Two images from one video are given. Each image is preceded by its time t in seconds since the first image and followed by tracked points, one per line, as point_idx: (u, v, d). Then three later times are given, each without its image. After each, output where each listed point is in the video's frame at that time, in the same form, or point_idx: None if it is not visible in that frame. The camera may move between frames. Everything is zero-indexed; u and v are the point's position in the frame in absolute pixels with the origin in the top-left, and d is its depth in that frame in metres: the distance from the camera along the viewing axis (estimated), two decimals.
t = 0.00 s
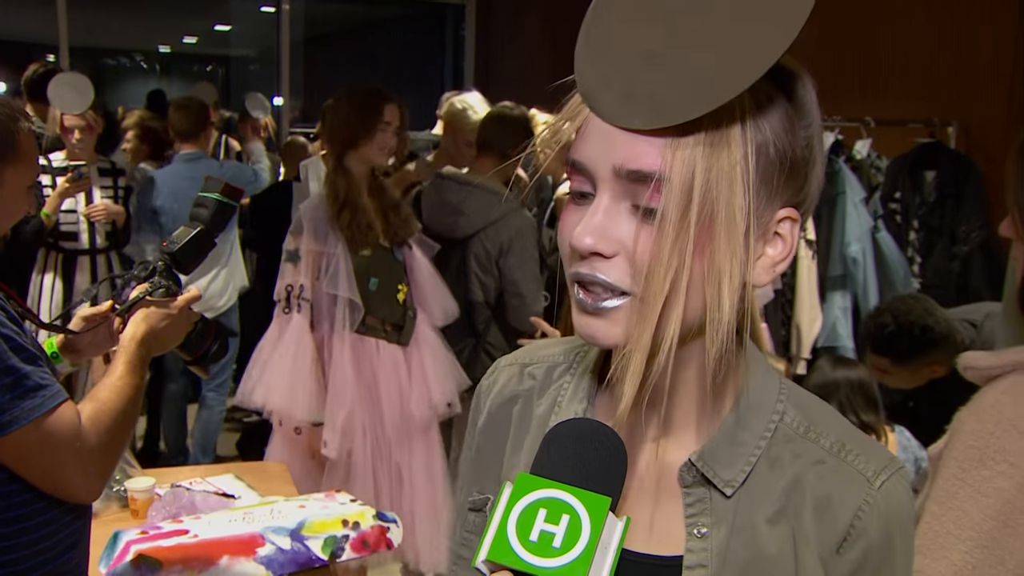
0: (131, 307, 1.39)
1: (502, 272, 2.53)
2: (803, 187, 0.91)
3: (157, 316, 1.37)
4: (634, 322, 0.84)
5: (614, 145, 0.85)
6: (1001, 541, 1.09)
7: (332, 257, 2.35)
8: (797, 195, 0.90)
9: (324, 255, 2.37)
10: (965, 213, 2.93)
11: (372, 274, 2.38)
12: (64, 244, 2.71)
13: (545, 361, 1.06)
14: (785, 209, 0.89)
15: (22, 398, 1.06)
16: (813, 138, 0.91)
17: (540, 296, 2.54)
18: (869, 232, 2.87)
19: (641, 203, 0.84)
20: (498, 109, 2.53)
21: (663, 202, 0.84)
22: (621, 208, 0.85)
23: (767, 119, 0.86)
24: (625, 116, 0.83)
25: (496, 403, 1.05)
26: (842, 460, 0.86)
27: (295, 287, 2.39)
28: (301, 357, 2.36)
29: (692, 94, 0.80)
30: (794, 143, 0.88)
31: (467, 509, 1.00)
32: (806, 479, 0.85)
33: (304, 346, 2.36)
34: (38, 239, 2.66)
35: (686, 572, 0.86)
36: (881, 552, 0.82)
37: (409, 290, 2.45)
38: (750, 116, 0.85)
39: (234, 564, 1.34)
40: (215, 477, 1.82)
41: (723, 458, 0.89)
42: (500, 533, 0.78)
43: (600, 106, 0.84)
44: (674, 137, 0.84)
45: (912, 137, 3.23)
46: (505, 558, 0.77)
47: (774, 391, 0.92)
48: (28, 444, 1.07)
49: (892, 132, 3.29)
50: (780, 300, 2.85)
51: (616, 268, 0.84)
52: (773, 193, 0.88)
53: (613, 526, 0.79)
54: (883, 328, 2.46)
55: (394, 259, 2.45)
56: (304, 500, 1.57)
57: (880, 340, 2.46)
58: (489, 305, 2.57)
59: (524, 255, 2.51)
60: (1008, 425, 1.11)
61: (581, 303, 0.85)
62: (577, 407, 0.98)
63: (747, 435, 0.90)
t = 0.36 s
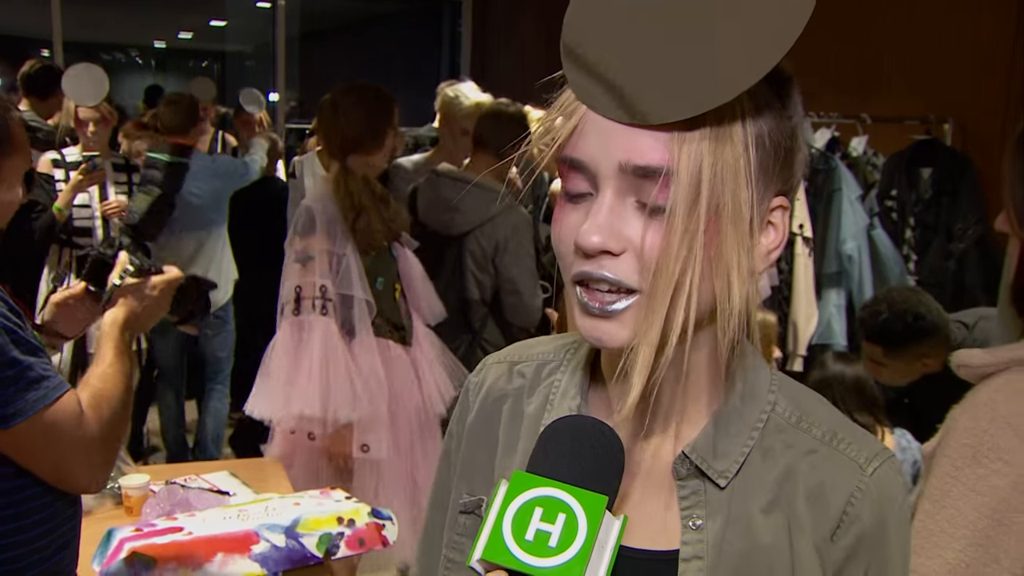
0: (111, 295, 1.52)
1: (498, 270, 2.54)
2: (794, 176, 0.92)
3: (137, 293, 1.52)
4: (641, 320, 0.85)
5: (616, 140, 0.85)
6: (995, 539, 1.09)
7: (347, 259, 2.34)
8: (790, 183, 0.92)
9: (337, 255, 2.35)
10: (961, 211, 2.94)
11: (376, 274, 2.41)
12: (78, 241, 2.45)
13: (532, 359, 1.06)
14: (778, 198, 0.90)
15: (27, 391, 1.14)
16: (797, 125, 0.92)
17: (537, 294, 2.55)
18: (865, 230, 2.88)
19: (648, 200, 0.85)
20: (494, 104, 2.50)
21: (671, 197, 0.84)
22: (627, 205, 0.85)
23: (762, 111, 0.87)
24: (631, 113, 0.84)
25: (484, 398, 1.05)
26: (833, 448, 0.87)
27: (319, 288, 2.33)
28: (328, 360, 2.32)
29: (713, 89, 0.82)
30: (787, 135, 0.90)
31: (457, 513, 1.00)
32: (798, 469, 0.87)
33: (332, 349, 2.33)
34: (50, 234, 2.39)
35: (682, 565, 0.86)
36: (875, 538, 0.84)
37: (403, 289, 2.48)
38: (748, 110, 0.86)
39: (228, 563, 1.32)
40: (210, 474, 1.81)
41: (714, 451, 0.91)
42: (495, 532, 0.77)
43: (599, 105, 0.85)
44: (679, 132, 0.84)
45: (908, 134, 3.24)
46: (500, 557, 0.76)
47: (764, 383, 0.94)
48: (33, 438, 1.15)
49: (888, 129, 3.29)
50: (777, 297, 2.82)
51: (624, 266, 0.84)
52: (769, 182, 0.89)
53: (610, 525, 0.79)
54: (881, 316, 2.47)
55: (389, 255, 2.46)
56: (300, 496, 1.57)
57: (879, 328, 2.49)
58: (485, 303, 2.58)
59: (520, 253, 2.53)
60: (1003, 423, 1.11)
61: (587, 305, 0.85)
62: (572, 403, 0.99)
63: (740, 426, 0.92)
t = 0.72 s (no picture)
0: (82, 257, 1.40)
1: (499, 267, 2.48)
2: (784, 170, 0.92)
3: (103, 252, 1.41)
4: (642, 324, 0.85)
5: (614, 143, 0.85)
6: (1019, 547, 1.05)
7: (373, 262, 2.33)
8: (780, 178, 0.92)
9: (365, 261, 2.34)
10: (961, 209, 2.95)
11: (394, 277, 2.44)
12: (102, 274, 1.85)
13: (528, 357, 1.06)
14: (769, 191, 0.90)
15: (39, 373, 1.15)
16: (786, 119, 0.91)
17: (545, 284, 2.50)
18: (865, 228, 2.88)
19: (649, 201, 0.85)
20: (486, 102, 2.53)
21: (674, 199, 0.84)
22: (626, 208, 0.85)
23: (756, 110, 0.87)
24: (631, 120, 0.84)
25: (484, 397, 1.05)
26: (837, 433, 0.88)
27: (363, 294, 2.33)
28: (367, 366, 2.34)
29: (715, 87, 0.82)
30: (778, 132, 0.90)
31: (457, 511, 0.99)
32: (803, 456, 0.88)
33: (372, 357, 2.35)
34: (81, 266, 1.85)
35: (688, 559, 0.86)
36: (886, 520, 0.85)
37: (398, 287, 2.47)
38: (746, 114, 0.87)
39: (228, 561, 1.31)
40: (210, 472, 1.81)
41: (717, 443, 0.90)
42: (492, 532, 0.77)
43: (595, 111, 0.85)
44: (678, 135, 0.84)
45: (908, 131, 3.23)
46: (498, 557, 0.76)
47: (762, 372, 0.95)
48: (52, 426, 1.17)
49: (887, 129, 3.28)
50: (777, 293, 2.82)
51: (625, 271, 0.84)
52: (761, 174, 0.89)
53: (608, 526, 0.79)
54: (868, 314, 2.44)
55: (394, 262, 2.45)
56: (301, 495, 1.57)
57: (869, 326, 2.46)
58: (485, 300, 2.51)
59: (521, 250, 2.46)
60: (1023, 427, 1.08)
61: (587, 310, 0.85)
62: (562, 402, 0.99)
63: (740, 417, 0.92)
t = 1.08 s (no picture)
0: (55, 230, 1.25)
1: (501, 268, 2.49)
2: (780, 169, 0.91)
3: (78, 223, 1.27)
4: (633, 316, 0.83)
5: (607, 136, 0.84)
6: (1020, 547, 1.05)
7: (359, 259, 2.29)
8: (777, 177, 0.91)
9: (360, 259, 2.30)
10: (965, 209, 2.95)
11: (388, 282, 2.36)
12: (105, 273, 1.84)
13: (535, 355, 1.06)
14: (766, 189, 0.89)
15: (46, 353, 1.04)
16: (782, 118, 0.90)
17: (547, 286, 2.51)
18: (868, 228, 2.88)
19: (640, 195, 0.83)
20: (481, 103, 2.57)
21: (664, 192, 0.83)
22: (617, 201, 0.84)
23: (751, 103, 0.86)
24: (620, 113, 0.83)
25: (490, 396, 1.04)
26: (843, 417, 0.86)
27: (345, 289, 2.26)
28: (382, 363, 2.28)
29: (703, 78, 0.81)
30: (777, 128, 0.89)
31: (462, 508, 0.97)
32: (810, 441, 0.85)
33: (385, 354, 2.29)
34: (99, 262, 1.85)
35: (694, 548, 0.84)
36: (894, 506, 0.82)
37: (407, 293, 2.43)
38: (737, 105, 0.85)
39: (233, 561, 1.31)
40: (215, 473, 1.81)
41: (721, 432, 0.89)
42: (496, 531, 0.77)
43: (589, 106, 0.84)
44: (667, 128, 0.83)
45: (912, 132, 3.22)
46: (502, 556, 0.76)
47: (766, 359, 0.93)
48: (73, 414, 1.06)
49: (888, 127, 3.27)
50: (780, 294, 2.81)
51: (618, 264, 0.83)
52: (757, 172, 0.87)
53: (612, 524, 0.78)
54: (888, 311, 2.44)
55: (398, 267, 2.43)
56: (306, 496, 1.57)
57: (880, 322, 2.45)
58: (488, 300, 2.51)
59: (523, 250, 2.47)
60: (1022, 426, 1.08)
61: (579, 299, 0.83)
62: (568, 398, 0.98)
63: (743, 406, 0.90)
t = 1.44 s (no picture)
0: (40, 233, 1.21)
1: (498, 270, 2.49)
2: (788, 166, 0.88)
3: (64, 224, 1.25)
4: (649, 316, 0.80)
5: (624, 136, 0.81)
6: (1007, 540, 1.05)
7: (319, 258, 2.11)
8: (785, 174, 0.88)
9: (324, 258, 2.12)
10: (967, 212, 2.94)
11: (365, 284, 2.12)
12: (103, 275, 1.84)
13: (542, 346, 1.05)
14: (775, 189, 0.86)
15: (47, 364, 1.03)
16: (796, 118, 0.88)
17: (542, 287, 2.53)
18: (869, 229, 2.88)
19: (658, 197, 0.81)
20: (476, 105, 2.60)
21: (683, 193, 0.81)
22: (634, 201, 0.81)
23: (766, 100, 0.83)
24: (639, 112, 0.80)
25: (497, 388, 1.03)
26: (847, 406, 0.83)
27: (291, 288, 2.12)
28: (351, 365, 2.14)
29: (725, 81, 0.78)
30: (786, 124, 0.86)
31: (468, 497, 0.98)
32: (814, 429, 0.82)
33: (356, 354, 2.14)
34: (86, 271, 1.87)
35: (698, 542, 0.82)
36: (901, 496, 0.78)
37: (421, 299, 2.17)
38: (754, 110, 0.82)
39: (236, 564, 1.31)
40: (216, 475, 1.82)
41: (724, 423, 0.86)
42: (501, 531, 0.78)
43: (605, 103, 0.81)
44: (688, 130, 0.80)
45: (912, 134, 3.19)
46: (507, 556, 0.77)
47: (770, 350, 0.89)
48: (78, 429, 1.06)
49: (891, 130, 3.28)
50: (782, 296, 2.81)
51: (635, 266, 0.80)
52: (769, 172, 0.85)
53: (617, 522, 0.78)
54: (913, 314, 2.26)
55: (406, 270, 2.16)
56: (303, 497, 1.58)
57: (917, 334, 2.26)
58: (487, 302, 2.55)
59: (520, 253, 2.49)
60: (1012, 423, 1.08)
61: (594, 304, 0.81)
62: (575, 393, 0.97)
63: (745, 398, 0.87)
